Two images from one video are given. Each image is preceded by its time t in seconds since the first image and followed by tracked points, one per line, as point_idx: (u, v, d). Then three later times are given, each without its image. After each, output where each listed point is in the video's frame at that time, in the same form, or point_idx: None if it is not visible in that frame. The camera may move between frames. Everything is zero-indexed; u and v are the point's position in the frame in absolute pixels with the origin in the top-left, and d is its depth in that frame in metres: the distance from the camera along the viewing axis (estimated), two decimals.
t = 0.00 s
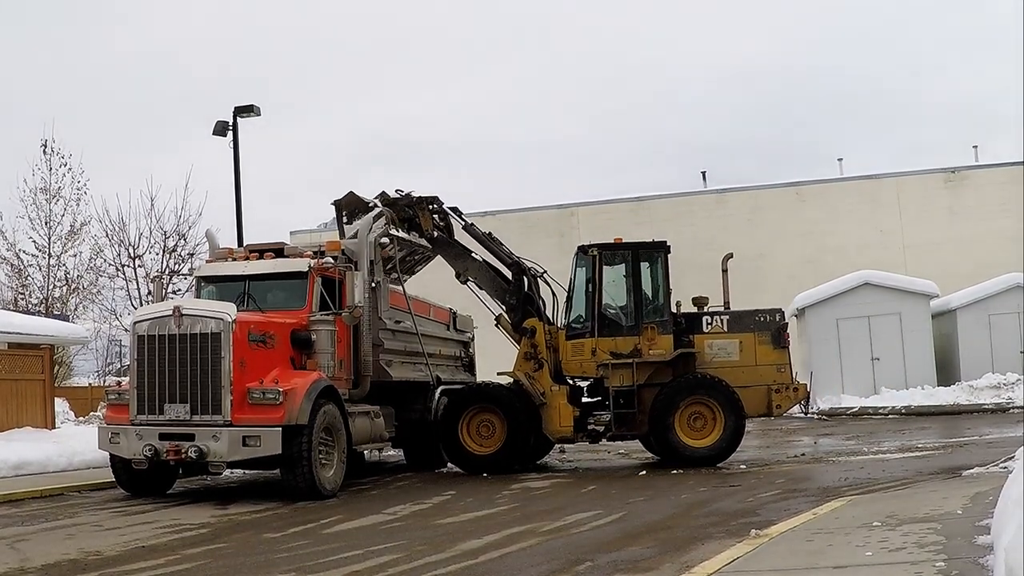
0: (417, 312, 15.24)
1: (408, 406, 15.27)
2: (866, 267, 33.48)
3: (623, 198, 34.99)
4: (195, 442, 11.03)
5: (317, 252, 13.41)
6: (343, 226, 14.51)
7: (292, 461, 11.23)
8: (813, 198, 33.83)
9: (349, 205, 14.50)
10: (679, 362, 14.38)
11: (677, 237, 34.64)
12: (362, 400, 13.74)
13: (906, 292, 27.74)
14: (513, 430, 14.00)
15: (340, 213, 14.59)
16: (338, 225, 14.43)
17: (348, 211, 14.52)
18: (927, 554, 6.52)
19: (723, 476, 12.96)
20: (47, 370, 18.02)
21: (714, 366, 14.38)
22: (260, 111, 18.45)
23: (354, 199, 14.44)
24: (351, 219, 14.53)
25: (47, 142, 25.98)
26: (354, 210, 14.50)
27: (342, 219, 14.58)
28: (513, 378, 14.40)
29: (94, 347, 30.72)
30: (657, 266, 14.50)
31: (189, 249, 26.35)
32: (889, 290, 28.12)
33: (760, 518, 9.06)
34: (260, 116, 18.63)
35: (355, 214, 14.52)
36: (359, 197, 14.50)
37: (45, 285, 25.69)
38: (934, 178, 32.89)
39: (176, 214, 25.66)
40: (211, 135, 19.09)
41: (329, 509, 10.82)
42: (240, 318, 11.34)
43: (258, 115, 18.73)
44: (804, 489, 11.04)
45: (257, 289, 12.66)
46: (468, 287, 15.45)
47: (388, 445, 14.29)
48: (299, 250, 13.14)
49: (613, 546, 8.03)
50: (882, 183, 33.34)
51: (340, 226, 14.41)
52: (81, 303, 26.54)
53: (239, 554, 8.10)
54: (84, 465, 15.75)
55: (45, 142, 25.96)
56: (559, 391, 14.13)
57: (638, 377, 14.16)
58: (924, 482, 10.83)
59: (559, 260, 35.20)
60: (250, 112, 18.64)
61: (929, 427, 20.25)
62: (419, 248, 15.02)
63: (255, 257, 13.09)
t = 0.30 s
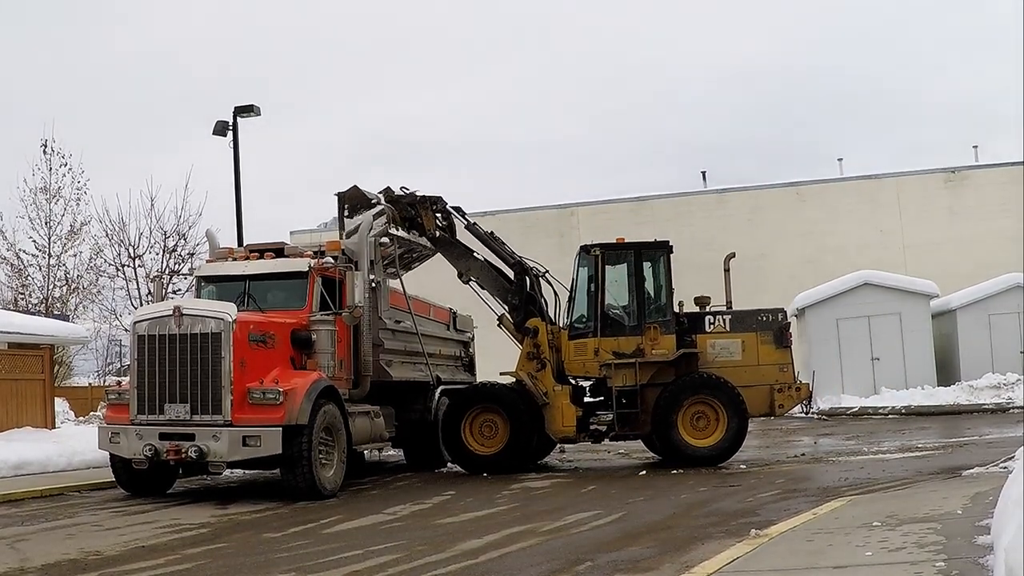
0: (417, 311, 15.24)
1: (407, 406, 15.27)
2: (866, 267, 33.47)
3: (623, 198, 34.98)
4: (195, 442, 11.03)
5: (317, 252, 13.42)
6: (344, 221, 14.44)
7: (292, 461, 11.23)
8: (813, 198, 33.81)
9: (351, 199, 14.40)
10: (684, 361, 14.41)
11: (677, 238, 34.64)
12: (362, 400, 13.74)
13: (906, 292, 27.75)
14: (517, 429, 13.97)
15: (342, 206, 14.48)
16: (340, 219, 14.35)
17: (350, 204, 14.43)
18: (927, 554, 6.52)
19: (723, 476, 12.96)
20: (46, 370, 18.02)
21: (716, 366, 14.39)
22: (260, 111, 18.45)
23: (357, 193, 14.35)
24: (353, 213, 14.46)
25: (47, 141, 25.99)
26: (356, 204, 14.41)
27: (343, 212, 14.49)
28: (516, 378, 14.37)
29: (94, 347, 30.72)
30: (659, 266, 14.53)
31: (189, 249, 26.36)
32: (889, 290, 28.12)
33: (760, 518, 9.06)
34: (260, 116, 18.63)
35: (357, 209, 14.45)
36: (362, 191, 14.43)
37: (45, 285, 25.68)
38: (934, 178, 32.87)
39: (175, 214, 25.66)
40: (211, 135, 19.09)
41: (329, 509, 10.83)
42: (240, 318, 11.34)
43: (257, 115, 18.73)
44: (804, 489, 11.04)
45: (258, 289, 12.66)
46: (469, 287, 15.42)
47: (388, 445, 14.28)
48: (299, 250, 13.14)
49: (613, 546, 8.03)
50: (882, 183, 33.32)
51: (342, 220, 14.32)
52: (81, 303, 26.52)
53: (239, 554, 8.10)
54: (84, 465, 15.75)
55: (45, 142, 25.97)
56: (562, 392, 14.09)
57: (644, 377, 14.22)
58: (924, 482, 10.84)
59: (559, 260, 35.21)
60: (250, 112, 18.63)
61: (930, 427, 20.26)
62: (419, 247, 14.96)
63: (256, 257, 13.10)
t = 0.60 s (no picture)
0: (417, 312, 15.24)
1: (408, 406, 15.28)
2: (866, 267, 33.48)
3: (624, 198, 34.97)
4: (195, 442, 11.03)
5: (317, 252, 13.43)
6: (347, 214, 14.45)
7: (292, 461, 11.23)
8: (813, 198, 33.80)
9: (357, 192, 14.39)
10: (687, 361, 14.40)
11: (677, 238, 34.64)
12: (362, 400, 13.74)
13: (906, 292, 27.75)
14: (521, 429, 13.95)
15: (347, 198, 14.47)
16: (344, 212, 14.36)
17: (355, 198, 14.42)
18: (927, 554, 6.52)
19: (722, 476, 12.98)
20: (47, 370, 18.02)
21: (721, 365, 14.38)
22: (261, 111, 18.45)
23: (364, 187, 14.36)
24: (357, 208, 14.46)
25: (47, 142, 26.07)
26: (361, 198, 14.42)
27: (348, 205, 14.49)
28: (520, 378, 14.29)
29: (94, 347, 30.73)
30: (663, 265, 14.47)
31: (189, 249, 26.36)
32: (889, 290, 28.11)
33: (760, 518, 9.07)
34: (261, 116, 18.63)
35: (362, 203, 14.45)
36: (368, 186, 14.40)
37: (45, 285, 25.69)
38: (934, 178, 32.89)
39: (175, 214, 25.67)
40: (211, 135, 19.10)
41: (329, 509, 10.83)
42: (240, 318, 11.34)
43: (258, 115, 18.74)
44: (803, 489, 11.06)
45: (258, 289, 12.66)
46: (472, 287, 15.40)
47: (388, 445, 14.29)
48: (299, 250, 13.14)
49: (613, 546, 8.03)
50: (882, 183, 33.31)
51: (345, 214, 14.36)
52: (81, 303, 26.54)
53: (239, 554, 8.10)
54: (84, 465, 15.76)
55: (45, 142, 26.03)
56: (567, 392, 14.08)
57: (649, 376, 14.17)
58: (924, 482, 10.85)
59: (559, 260, 35.22)
60: (250, 112, 18.64)
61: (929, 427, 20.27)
62: (423, 246, 14.94)
63: (256, 257, 13.10)
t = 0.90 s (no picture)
0: (418, 311, 15.23)
1: (407, 406, 15.28)
2: (865, 267, 33.48)
3: (624, 198, 34.97)
4: (195, 442, 11.03)
5: (317, 252, 13.44)
6: (359, 204, 14.15)
7: (292, 461, 11.24)
8: (813, 198, 33.76)
9: (372, 183, 14.06)
10: (701, 360, 14.39)
11: (677, 238, 34.64)
12: (362, 400, 13.74)
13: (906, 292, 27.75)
14: (533, 428, 13.95)
15: (362, 187, 14.13)
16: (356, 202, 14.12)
17: (370, 188, 14.10)
18: (928, 554, 6.52)
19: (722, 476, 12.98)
20: (46, 370, 18.02)
21: (733, 365, 14.39)
22: (260, 111, 18.45)
23: (381, 178, 14.01)
24: (371, 199, 14.14)
25: (47, 142, 26.11)
26: (376, 189, 14.07)
27: (361, 194, 14.16)
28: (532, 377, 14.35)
29: (94, 347, 30.73)
30: (675, 265, 14.50)
31: (189, 249, 26.36)
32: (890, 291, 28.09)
33: (760, 518, 9.07)
34: (261, 116, 18.64)
35: (376, 194, 14.11)
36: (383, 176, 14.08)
37: (45, 285, 25.69)
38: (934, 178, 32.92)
39: (175, 214, 25.67)
40: (211, 135, 19.10)
41: (329, 509, 10.83)
42: (240, 319, 11.34)
43: (258, 115, 18.74)
44: (803, 489, 11.06)
45: (258, 289, 12.66)
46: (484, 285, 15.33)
47: (388, 445, 14.28)
48: (299, 250, 13.14)
49: (613, 546, 8.03)
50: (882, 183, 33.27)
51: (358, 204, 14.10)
52: (81, 303, 26.55)
53: (239, 554, 8.10)
54: (84, 465, 15.76)
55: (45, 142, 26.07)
56: (579, 390, 14.07)
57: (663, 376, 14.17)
58: (924, 482, 10.85)
59: (559, 261, 35.21)
60: (250, 112, 18.64)
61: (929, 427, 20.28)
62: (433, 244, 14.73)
63: (256, 257, 13.10)
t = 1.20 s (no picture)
0: (418, 312, 15.24)
1: (407, 406, 15.30)
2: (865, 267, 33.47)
3: (624, 198, 34.98)
4: (195, 442, 11.03)
5: (317, 252, 13.44)
6: (378, 194, 14.08)
7: (292, 462, 11.23)
8: (813, 198, 33.72)
9: (394, 176, 14.10)
10: (720, 359, 14.40)
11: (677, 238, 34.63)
12: (362, 400, 13.74)
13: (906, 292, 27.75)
14: (553, 427, 13.88)
15: (382, 178, 14.14)
16: (375, 193, 14.05)
17: (391, 180, 14.11)
18: (928, 554, 6.53)
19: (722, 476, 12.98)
20: (47, 370, 18.02)
21: (753, 363, 14.50)
22: (260, 111, 18.45)
23: (404, 172, 14.04)
24: (390, 190, 14.08)
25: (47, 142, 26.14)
26: (397, 182, 14.06)
27: (381, 184, 14.13)
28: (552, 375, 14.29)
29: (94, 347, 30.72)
30: (695, 263, 14.51)
31: (189, 249, 26.36)
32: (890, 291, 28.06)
33: (760, 518, 9.07)
34: (260, 116, 18.63)
35: (396, 187, 14.06)
36: (405, 169, 14.13)
37: (45, 285, 25.70)
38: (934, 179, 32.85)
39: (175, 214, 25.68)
40: (211, 135, 19.10)
41: (329, 509, 10.83)
42: (240, 319, 11.34)
43: (258, 115, 18.74)
44: (803, 489, 11.06)
45: (258, 289, 12.66)
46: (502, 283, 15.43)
47: (387, 445, 14.29)
48: (299, 250, 13.14)
49: (612, 546, 8.03)
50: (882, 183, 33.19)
51: (377, 194, 14.03)
52: (81, 303, 26.54)
53: (239, 554, 8.10)
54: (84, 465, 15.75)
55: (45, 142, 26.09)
56: (599, 390, 14.01)
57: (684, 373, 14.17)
58: (925, 482, 10.85)
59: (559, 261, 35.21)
60: (250, 112, 18.64)
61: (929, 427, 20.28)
62: (447, 241, 14.68)
63: (256, 257, 13.10)
